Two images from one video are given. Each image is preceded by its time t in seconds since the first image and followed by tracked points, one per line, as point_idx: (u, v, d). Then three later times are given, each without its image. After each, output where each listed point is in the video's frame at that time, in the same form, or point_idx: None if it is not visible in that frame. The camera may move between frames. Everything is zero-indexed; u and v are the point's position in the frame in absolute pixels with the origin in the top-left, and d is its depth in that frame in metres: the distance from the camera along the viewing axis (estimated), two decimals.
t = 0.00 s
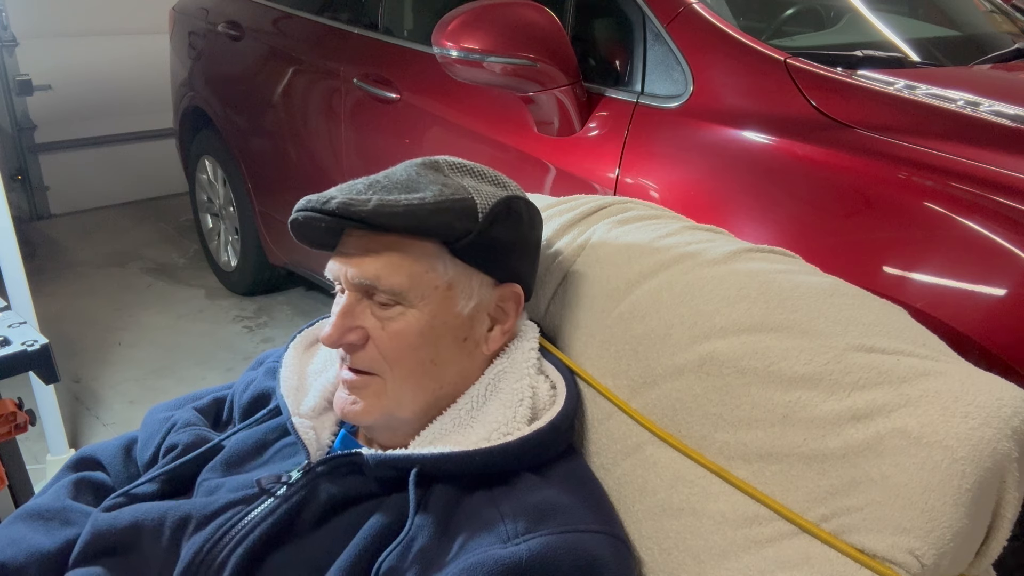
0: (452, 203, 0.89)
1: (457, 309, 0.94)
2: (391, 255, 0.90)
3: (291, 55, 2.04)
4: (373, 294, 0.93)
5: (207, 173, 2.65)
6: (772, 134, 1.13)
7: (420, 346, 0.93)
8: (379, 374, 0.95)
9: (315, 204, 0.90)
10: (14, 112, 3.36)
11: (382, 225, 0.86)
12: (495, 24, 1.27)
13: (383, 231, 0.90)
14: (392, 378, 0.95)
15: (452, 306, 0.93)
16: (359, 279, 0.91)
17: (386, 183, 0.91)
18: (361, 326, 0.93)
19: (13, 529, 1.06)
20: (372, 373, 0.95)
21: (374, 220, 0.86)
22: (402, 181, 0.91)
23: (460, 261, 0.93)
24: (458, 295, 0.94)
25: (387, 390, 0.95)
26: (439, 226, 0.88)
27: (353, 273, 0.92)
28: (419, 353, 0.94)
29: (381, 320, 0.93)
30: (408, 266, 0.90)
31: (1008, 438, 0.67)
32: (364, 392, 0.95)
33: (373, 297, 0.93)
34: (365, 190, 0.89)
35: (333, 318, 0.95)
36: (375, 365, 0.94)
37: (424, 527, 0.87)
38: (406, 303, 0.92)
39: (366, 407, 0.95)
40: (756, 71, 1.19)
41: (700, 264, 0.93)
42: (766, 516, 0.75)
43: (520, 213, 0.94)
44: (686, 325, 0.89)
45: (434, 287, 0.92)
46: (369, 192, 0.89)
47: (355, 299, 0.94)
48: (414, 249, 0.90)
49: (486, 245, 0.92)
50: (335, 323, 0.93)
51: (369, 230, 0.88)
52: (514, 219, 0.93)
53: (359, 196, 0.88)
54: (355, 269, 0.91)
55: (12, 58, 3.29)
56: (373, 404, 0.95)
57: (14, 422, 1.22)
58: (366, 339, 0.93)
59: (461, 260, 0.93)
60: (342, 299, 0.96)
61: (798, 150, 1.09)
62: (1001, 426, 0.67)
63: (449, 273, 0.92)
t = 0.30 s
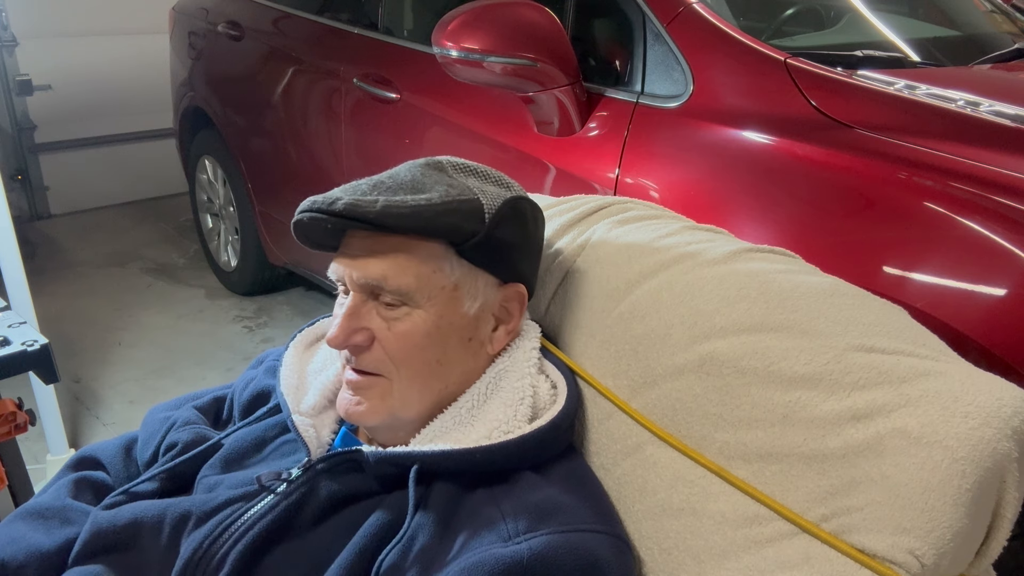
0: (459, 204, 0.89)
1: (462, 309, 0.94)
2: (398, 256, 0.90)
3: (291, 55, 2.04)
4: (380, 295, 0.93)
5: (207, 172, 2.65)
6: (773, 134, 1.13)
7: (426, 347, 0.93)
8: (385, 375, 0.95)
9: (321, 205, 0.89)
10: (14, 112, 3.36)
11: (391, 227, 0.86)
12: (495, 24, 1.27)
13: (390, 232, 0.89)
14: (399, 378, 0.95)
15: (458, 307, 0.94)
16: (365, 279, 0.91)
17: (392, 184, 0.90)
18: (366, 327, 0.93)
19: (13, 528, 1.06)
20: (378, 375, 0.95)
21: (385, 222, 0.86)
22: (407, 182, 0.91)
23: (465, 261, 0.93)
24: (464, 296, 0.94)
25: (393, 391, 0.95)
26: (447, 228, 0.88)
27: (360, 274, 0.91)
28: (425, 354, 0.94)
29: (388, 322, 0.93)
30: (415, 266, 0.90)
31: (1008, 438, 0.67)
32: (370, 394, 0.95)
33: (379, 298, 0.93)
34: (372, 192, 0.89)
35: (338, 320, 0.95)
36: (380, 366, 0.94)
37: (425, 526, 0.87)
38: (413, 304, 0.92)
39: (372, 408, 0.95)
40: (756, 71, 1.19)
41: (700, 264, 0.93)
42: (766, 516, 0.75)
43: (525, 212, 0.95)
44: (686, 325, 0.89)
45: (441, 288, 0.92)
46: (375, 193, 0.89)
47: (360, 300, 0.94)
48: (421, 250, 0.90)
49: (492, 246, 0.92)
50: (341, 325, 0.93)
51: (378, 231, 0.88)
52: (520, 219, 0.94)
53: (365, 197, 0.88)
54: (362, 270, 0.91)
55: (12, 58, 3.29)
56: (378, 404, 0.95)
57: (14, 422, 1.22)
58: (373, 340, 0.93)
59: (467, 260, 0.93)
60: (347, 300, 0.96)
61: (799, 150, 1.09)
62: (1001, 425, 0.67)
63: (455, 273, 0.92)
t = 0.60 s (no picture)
0: (467, 203, 0.89)
1: (467, 309, 0.94)
2: (405, 253, 0.90)
3: (291, 55, 2.04)
4: (385, 292, 0.92)
5: (207, 172, 2.65)
6: (772, 134, 1.13)
7: (431, 346, 0.93)
8: (390, 375, 0.94)
9: (329, 201, 0.89)
10: (14, 112, 3.36)
11: (400, 224, 0.86)
12: (495, 24, 1.27)
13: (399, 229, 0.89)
14: (403, 377, 0.94)
15: (464, 306, 0.94)
16: (371, 277, 0.91)
17: (400, 182, 0.91)
18: (371, 324, 0.92)
19: (13, 528, 1.06)
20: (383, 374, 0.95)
21: (394, 219, 0.86)
22: (414, 180, 0.91)
23: (471, 260, 0.93)
24: (469, 295, 0.94)
25: (397, 391, 0.95)
26: (455, 226, 0.88)
27: (367, 271, 0.91)
28: (431, 353, 0.94)
29: (393, 320, 0.92)
30: (422, 264, 0.90)
31: (1008, 438, 0.67)
32: (374, 393, 0.95)
33: (385, 295, 0.93)
34: (380, 189, 0.89)
35: (341, 317, 0.94)
36: (383, 365, 0.94)
37: (425, 526, 0.87)
38: (419, 303, 0.92)
39: (376, 407, 0.95)
40: (756, 71, 1.19)
41: (700, 264, 0.93)
42: (766, 516, 0.75)
43: (531, 212, 0.95)
44: (686, 325, 0.89)
45: (447, 286, 0.92)
46: (383, 190, 0.89)
47: (364, 298, 0.93)
48: (428, 249, 0.90)
49: (498, 245, 0.93)
50: (344, 322, 0.92)
51: (386, 227, 0.88)
52: (526, 219, 0.94)
53: (373, 194, 0.88)
54: (369, 267, 0.91)
55: (12, 57, 3.29)
56: (383, 404, 0.95)
57: (14, 422, 1.22)
58: (377, 338, 0.93)
59: (473, 258, 0.93)
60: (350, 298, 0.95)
61: (799, 150, 1.09)
62: (1001, 426, 0.67)
63: (462, 272, 0.92)
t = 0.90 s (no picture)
0: (481, 206, 0.89)
1: (476, 312, 0.94)
2: (417, 255, 0.90)
3: (291, 55, 2.04)
4: (394, 293, 0.92)
5: (207, 172, 2.65)
6: (772, 134, 1.13)
7: (440, 348, 0.93)
8: (397, 376, 0.94)
9: (342, 199, 0.88)
10: (14, 112, 3.36)
11: (415, 225, 0.86)
12: (495, 24, 1.27)
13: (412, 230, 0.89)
14: (411, 378, 0.94)
15: (473, 308, 0.93)
16: (381, 277, 0.91)
17: (412, 182, 0.90)
18: (380, 325, 0.92)
19: (13, 528, 1.06)
20: (389, 374, 0.94)
21: (408, 220, 0.86)
22: (427, 180, 0.91)
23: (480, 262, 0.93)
24: (478, 298, 0.94)
25: (403, 391, 0.95)
26: (470, 230, 0.88)
27: (377, 271, 0.91)
28: (439, 355, 0.93)
29: (402, 321, 0.92)
30: (434, 265, 0.90)
31: (1008, 438, 0.67)
32: (380, 395, 0.95)
33: (394, 296, 0.92)
34: (393, 189, 0.89)
35: (350, 316, 0.93)
36: (392, 366, 0.93)
37: (425, 527, 0.87)
38: (428, 305, 0.92)
39: (381, 408, 0.95)
40: (756, 71, 1.19)
41: (700, 264, 0.93)
42: (766, 516, 0.75)
43: (542, 217, 0.96)
44: (686, 325, 0.89)
45: (458, 288, 0.91)
46: (396, 191, 0.89)
47: (373, 298, 0.93)
48: (440, 251, 0.90)
49: (510, 249, 0.93)
50: (353, 322, 0.92)
51: (399, 228, 0.88)
52: (537, 224, 0.95)
53: (388, 194, 0.87)
54: (380, 268, 0.90)
55: (12, 58, 3.29)
56: (389, 405, 0.95)
57: (14, 422, 1.22)
58: (385, 338, 0.92)
59: (484, 262, 0.93)
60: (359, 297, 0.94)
61: (799, 150, 1.09)
62: (1001, 426, 0.67)
63: (472, 276, 0.92)
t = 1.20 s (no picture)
0: (486, 207, 0.89)
1: (479, 314, 0.94)
2: (423, 256, 0.90)
3: (291, 55, 2.04)
4: (399, 294, 0.92)
5: (207, 172, 2.65)
6: (772, 134, 1.13)
7: (444, 349, 0.93)
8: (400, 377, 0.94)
9: (346, 200, 0.88)
10: (14, 112, 3.36)
11: (420, 227, 0.86)
12: (495, 24, 1.27)
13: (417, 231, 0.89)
14: (413, 380, 0.94)
15: (477, 310, 0.94)
16: (386, 277, 0.90)
17: (417, 183, 0.90)
18: (384, 326, 0.92)
19: (13, 529, 1.06)
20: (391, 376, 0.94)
21: (413, 221, 0.86)
22: (431, 181, 0.91)
23: (484, 263, 0.93)
24: (482, 299, 0.94)
25: (405, 392, 0.95)
26: (476, 230, 0.88)
27: (381, 272, 0.91)
28: (442, 356, 0.93)
29: (406, 322, 0.92)
30: (438, 267, 0.90)
31: (1008, 438, 0.67)
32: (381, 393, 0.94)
33: (398, 297, 0.92)
34: (398, 190, 0.89)
35: (354, 317, 0.93)
36: (395, 367, 0.93)
37: (426, 527, 0.87)
38: (433, 306, 0.92)
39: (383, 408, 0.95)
40: (756, 71, 1.19)
41: (700, 264, 0.93)
42: (766, 516, 0.75)
43: (545, 218, 0.96)
44: (686, 325, 0.89)
45: (462, 290, 0.91)
46: (401, 191, 0.89)
47: (377, 299, 0.92)
48: (445, 252, 0.90)
49: (514, 251, 0.93)
50: (357, 323, 0.91)
51: (404, 229, 0.88)
52: (540, 226, 0.95)
53: (392, 195, 0.87)
54: (385, 269, 0.90)
55: (12, 58, 3.29)
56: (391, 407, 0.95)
57: (14, 422, 1.22)
58: (389, 340, 0.92)
59: (487, 263, 0.93)
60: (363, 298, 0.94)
61: (799, 150, 1.09)
62: (1001, 425, 0.67)
63: (476, 277, 0.92)
